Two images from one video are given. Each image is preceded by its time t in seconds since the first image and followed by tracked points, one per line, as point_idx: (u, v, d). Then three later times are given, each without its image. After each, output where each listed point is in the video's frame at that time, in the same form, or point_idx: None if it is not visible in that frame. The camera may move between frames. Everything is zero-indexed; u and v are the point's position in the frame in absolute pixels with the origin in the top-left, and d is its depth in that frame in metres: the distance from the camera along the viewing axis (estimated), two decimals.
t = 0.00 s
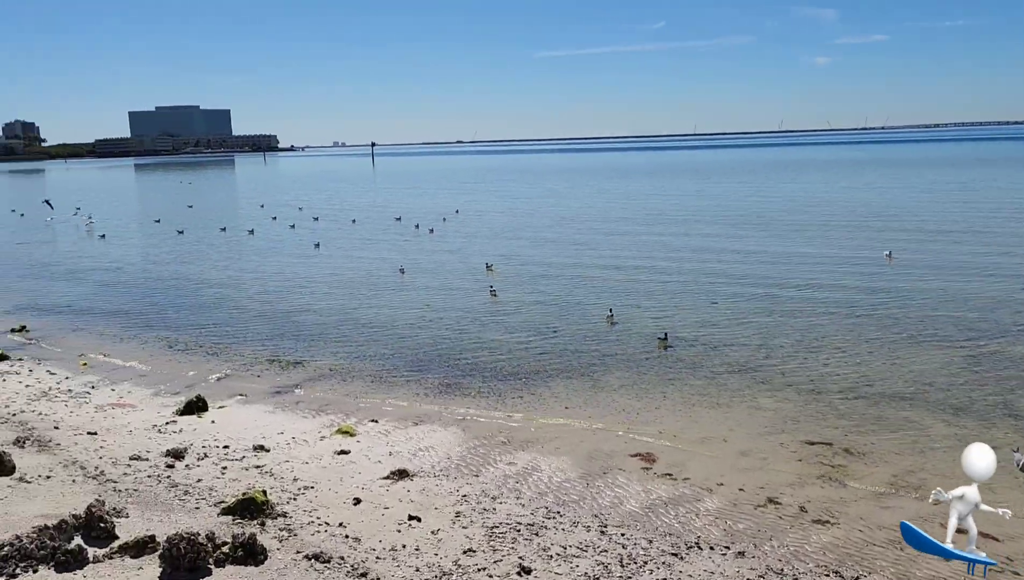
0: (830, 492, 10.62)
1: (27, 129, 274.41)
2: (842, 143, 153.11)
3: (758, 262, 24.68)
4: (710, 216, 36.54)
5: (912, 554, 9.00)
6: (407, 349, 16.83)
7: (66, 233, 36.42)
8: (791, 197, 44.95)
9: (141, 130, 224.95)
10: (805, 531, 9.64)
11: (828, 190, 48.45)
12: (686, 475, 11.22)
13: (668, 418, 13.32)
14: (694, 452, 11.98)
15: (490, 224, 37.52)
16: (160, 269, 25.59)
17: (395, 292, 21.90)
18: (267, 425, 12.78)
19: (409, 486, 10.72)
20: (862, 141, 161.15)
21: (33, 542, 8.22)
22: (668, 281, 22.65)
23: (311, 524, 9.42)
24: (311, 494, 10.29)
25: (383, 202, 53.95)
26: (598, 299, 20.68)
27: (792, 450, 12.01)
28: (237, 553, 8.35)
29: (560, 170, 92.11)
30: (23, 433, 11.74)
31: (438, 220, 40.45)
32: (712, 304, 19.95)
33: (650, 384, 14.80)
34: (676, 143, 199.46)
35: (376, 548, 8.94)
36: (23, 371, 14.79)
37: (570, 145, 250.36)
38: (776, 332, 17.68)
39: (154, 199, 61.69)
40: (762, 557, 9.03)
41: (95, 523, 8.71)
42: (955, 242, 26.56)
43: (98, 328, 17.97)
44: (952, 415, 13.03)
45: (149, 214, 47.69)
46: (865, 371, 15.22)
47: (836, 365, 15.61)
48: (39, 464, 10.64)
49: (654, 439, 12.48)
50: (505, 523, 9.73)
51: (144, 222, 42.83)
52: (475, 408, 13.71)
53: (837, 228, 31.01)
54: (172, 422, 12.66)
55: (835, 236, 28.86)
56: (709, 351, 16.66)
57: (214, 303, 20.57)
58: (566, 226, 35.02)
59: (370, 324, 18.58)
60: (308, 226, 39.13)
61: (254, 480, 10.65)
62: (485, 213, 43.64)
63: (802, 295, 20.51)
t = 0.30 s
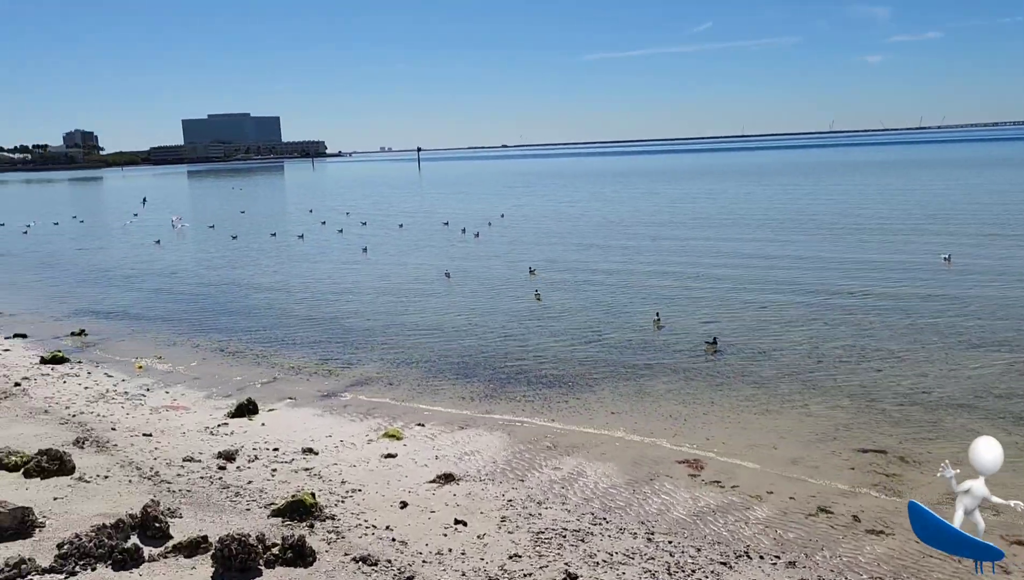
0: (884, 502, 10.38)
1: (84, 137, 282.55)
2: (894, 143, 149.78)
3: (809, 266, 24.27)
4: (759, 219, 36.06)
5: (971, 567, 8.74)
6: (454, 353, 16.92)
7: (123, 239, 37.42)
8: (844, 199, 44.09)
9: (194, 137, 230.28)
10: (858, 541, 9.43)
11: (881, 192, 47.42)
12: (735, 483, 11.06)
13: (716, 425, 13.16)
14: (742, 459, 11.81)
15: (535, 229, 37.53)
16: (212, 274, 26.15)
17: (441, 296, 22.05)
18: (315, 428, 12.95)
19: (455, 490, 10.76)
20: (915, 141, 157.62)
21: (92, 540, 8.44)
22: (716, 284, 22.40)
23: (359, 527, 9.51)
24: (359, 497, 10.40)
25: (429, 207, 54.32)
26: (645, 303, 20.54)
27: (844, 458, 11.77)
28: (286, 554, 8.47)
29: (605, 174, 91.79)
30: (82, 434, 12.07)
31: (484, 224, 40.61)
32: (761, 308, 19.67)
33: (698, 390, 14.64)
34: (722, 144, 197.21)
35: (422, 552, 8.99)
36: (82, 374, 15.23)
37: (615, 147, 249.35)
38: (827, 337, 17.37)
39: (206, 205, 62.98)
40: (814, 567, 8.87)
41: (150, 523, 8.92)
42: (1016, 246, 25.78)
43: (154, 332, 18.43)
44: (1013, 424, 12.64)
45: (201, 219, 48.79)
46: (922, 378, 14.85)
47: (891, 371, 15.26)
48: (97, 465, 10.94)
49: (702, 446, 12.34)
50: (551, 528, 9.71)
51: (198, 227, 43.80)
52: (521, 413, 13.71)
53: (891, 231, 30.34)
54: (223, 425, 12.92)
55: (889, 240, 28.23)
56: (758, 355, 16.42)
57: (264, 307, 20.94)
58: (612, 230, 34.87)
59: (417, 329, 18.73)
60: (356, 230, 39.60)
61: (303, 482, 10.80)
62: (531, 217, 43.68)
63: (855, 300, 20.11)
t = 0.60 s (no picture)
0: (928, 509, 10.16)
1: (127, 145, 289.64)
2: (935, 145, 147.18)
3: (849, 269, 23.91)
4: (797, 222, 35.63)
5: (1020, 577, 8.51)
6: (489, 357, 16.96)
7: (164, 245, 38.08)
8: (885, 201, 43.35)
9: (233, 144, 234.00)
10: (901, 549, 9.23)
11: (924, 193, 46.57)
12: (774, 489, 10.90)
13: (754, 430, 12.98)
14: (781, 465, 11.64)
15: (570, 233, 37.46)
16: (251, 279, 26.51)
17: (476, 300, 22.10)
18: (351, 432, 13.04)
19: (490, 495, 10.76)
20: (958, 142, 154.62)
21: (134, 541, 8.57)
22: (753, 288, 22.17)
23: (394, 531, 9.54)
24: (395, 500, 10.45)
25: (464, 211, 54.47)
26: (681, 307, 20.38)
27: (886, 464, 11.54)
28: (323, 557, 8.52)
29: (640, 177, 91.46)
30: (124, 437, 12.29)
31: (519, 229, 40.63)
32: (800, 312, 19.40)
33: (735, 395, 14.48)
34: (758, 147, 195.40)
35: (458, 556, 8.99)
36: (124, 378, 15.50)
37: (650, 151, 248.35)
38: (867, 341, 17.09)
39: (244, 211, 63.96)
40: (855, 576, 8.69)
41: (190, 525, 9.04)
42: None
43: (194, 337, 18.73)
44: None
45: (240, 225, 49.50)
46: (966, 382, 14.54)
47: (934, 376, 14.96)
48: (139, 467, 11.13)
49: (739, 452, 12.19)
50: (586, 534, 9.65)
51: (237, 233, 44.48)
52: (556, 417, 13.68)
53: (934, 233, 29.78)
54: (261, 428, 13.07)
55: (933, 242, 27.70)
56: (796, 360, 16.20)
57: (301, 312, 21.18)
58: (647, 233, 34.70)
59: (452, 333, 18.80)
60: (392, 236, 39.82)
61: (340, 485, 10.87)
62: (566, 221, 43.63)
63: (897, 304, 19.76)
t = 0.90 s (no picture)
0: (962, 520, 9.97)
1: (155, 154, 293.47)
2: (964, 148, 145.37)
3: (879, 276, 23.65)
4: (825, 228, 35.29)
5: None
6: (515, 364, 16.96)
7: (192, 253, 38.53)
8: (915, 206, 42.82)
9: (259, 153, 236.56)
10: (935, 560, 9.07)
11: (955, 199, 45.92)
12: (804, 499, 10.76)
13: (783, 439, 12.84)
14: (812, 475, 11.50)
15: (595, 239, 37.39)
16: (278, 286, 26.74)
17: (501, 307, 22.13)
18: (378, 439, 13.07)
19: (517, 503, 10.72)
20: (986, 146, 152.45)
21: (165, 548, 8.63)
22: (781, 295, 21.99)
23: (422, 539, 9.54)
24: (421, 509, 10.44)
25: (488, 219, 54.58)
26: (707, 314, 20.27)
27: (918, 474, 11.36)
28: (351, 565, 8.53)
29: (664, 183, 91.17)
30: (155, 443, 12.42)
31: (544, 235, 40.60)
32: (829, 320, 19.20)
33: (763, 403, 14.34)
34: (784, 152, 194.23)
35: (485, 565, 8.97)
36: (154, 384, 15.67)
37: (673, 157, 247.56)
38: (897, 348, 16.86)
39: (271, 219, 64.60)
40: None
41: (219, 532, 9.11)
42: None
43: (222, 344, 18.91)
44: None
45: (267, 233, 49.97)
46: (1000, 391, 14.28)
47: (968, 384, 14.71)
48: (169, 474, 11.23)
49: (769, 461, 12.05)
50: (614, 543, 9.58)
51: (264, 240, 44.91)
52: (583, 425, 13.62)
53: (967, 239, 29.34)
54: (289, 435, 13.14)
55: (964, 248, 27.31)
56: (826, 367, 16.02)
57: (328, 319, 21.30)
58: (673, 240, 34.56)
59: (478, 340, 18.82)
60: (417, 243, 40.00)
61: (367, 493, 10.90)
62: (590, 228, 43.56)
63: (927, 311, 19.48)
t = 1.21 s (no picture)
0: (994, 531, 9.81)
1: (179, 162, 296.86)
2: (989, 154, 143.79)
3: (905, 283, 23.40)
4: (850, 235, 35.01)
5: None
6: (538, 370, 16.94)
7: (216, 259, 38.87)
8: (941, 213, 42.36)
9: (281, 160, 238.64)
10: (966, 570, 8.93)
11: (982, 206, 45.35)
12: (831, 508, 10.64)
13: (809, 447, 12.72)
14: (838, 483, 11.37)
15: (617, 246, 37.30)
16: (301, 293, 26.91)
17: (524, 314, 22.13)
18: (401, 445, 13.09)
19: (541, 510, 10.68)
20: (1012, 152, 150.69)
21: (192, 552, 8.60)
22: (805, 302, 21.82)
23: (446, 545, 9.53)
24: (446, 515, 10.42)
25: (510, 226, 54.65)
26: (731, 321, 20.15)
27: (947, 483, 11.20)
28: (377, 571, 8.44)
29: (686, 190, 90.94)
30: (181, 448, 12.51)
31: (565, 242, 40.58)
32: (854, 327, 19.01)
33: (788, 411, 14.21)
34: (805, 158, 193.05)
35: (510, 571, 8.93)
36: (179, 390, 15.79)
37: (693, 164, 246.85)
38: (925, 356, 16.65)
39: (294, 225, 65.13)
40: None
41: (246, 536, 9.14)
42: None
43: (246, 350, 19.04)
44: None
45: (290, 240, 50.33)
46: None
47: (997, 393, 14.50)
48: (196, 478, 11.30)
49: (795, 469, 11.94)
50: (639, 551, 9.51)
51: (287, 247, 45.23)
52: (607, 432, 13.56)
53: (995, 247, 28.96)
54: (313, 441, 13.19)
55: (993, 256, 26.96)
56: (851, 375, 15.86)
57: (350, 326, 21.38)
58: (696, 247, 34.42)
59: (501, 347, 18.80)
60: (439, 249, 40.13)
61: (391, 499, 10.90)
62: (612, 234, 43.49)
63: (955, 319, 19.25)
